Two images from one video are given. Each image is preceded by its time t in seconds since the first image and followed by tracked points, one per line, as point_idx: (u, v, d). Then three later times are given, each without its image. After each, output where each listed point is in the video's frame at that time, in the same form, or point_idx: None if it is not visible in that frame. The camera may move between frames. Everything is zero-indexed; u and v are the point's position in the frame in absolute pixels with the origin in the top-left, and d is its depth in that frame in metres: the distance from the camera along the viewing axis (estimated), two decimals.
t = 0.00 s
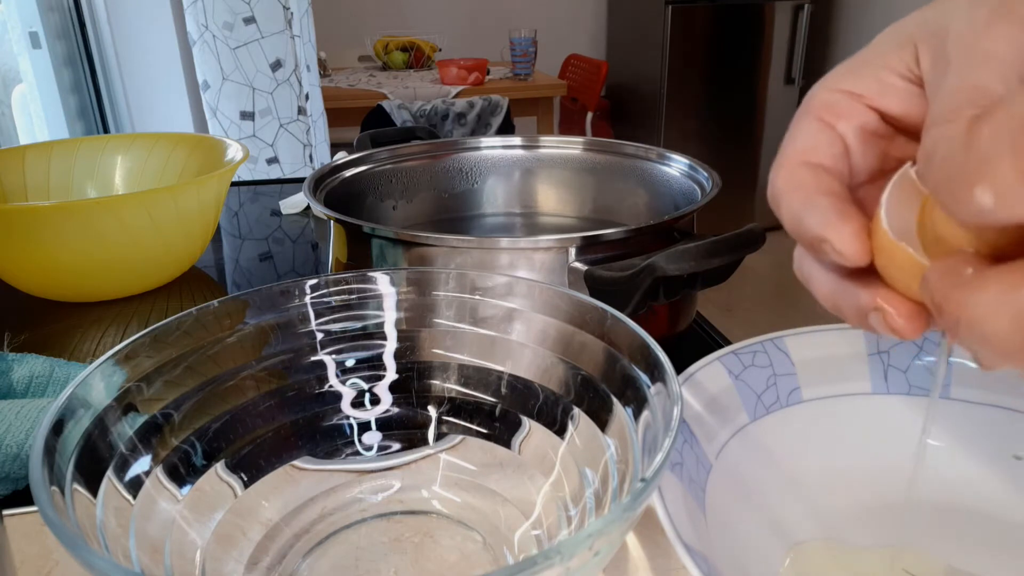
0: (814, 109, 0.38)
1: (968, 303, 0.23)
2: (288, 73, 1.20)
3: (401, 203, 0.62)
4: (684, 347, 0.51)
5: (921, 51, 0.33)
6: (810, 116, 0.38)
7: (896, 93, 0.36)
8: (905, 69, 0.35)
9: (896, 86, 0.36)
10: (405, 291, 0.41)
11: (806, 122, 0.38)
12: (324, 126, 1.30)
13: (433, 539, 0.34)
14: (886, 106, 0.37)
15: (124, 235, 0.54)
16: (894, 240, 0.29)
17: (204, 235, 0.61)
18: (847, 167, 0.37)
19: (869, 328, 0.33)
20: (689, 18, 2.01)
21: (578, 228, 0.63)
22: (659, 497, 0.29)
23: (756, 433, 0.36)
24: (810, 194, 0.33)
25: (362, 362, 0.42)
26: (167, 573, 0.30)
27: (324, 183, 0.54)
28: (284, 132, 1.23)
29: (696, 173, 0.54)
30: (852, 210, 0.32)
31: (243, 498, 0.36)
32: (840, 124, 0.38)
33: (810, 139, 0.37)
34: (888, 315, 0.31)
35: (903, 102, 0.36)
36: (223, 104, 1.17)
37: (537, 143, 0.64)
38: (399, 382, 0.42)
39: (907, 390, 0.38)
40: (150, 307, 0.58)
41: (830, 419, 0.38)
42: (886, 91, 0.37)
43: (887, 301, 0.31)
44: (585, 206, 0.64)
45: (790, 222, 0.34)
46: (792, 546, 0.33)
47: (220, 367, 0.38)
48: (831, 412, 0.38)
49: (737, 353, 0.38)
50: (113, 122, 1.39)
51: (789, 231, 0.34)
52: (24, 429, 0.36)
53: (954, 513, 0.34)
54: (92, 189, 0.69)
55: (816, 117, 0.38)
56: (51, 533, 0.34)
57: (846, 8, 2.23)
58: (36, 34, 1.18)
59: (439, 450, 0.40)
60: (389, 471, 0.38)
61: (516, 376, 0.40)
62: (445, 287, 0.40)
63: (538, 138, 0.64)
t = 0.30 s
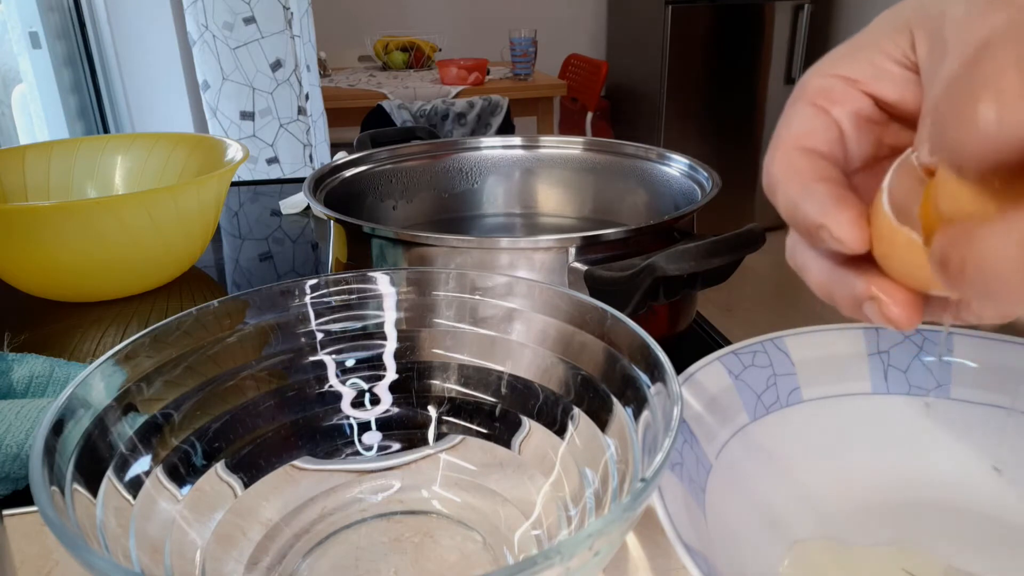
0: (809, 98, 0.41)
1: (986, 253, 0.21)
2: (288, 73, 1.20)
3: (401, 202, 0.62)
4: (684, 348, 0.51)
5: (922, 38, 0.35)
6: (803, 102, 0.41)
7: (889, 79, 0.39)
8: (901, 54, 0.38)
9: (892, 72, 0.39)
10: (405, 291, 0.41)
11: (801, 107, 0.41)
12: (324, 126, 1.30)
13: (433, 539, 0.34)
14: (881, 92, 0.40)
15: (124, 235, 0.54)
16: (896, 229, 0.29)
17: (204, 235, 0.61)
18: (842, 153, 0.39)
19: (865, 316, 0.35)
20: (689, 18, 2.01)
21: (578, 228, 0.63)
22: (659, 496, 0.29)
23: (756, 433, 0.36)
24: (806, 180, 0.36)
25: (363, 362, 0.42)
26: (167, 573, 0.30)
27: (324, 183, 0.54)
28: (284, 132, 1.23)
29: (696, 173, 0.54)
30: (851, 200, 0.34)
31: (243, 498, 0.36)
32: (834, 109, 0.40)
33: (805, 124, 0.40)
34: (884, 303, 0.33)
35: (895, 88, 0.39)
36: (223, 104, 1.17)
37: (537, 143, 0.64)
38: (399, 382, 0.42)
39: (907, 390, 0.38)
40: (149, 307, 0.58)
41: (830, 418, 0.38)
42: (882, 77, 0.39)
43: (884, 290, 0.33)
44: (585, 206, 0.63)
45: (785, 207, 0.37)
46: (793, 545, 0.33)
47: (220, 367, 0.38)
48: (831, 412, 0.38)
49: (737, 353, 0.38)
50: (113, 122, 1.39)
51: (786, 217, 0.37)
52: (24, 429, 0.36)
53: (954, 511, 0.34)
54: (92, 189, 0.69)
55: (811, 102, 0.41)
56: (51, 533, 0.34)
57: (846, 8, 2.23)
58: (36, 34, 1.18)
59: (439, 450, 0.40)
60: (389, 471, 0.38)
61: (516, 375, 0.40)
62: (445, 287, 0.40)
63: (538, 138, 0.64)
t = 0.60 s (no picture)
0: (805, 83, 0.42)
1: (986, 223, 0.21)
2: (288, 73, 1.20)
3: (401, 203, 0.62)
4: (684, 347, 0.51)
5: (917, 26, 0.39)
6: (799, 87, 0.42)
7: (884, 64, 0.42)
8: (893, 39, 0.41)
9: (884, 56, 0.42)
10: (405, 291, 0.41)
11: (796, 91, 0.42)
12: (324, 126, 1.30)
13: (433, 539, 0.34)
14: (874, 76, 0.42)
15: (124, 235, 0.54)
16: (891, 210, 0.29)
17: (204, 235, 0.61)
18: (838, 138, 0.40)
19: (863, 298, 0.36)
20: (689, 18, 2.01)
21: (578, 228, 0.63)
22: (659, 494, 0.29)
23: (755, 433, 0.36)
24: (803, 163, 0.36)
25: (363, 362, 0.42)
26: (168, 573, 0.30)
27: (324, 184, 0.54)
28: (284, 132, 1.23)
29: (696, 173, 0.54)
30: (846, 183, 0.34)
31: (242, 497, 0.36)
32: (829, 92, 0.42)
33: (801, 108, 0.41)
34: (882, 286, 0.33)
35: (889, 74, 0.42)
36: (223, 104, 1.17)
37: (537, 143, 0.64)
38: (399, 382, 0.42)
39: (908, 390, 0.38)
40: (149, 306, 0.58)
41: (831, 420, 0.38)
42: (874, 61, 0.42)
43: (881, 273, 0.33)
44: (585, 206, 0.63)
45: (784, 192, 0.37)
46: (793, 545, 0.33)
47: (220, 367, 0.38)
48: (832, 412, 0.38)
49: (737, 353, 0.38)
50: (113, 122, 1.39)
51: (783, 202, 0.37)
52: (24, 429, 0.36)
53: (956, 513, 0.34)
54: (92, 189, 0.69)
55: (805, 87, 0.42)
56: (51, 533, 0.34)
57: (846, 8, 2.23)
58: (36, 34, 1.18)
59: (439, 450, 0.40)
60: (389, 471, 0.38)
61: (516, 375, 0.40)
62: (445, 287, 0.40)
63: (538, 138, 0.64)
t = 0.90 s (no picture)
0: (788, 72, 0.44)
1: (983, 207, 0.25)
2: (288, 73, 1.20)
3: (401, 203, 0.62)
4: (683, 347, 0.51)
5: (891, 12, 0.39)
6: (784, 77, 0.44)
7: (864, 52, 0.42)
8: (872, 27, 0.41)
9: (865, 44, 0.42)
10: (405, 291, 0.41)
11: (780, 82, 0.44)
12: (324, 126, 1.31)
13: (433, 539, 0.34)
14: (854, 63, 0.43)
15: (124, 234, 0.54)
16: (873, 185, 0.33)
17: (204, 235, 0.61)
18: (821, 124, 0.42)
19: (841, 272, 0.38)
20: (689, 19, 2.01)
21: (578, 228, 0.63)
22: (659, 494, 0.29)
23: (755, 433, 0.36)
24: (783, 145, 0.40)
25: (364, 362, 0.42)
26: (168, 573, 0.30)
27: (324, 184, 0.54)
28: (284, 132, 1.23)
29: (696, 173, 0.54)
30: (820, 161, 0.38)
31: (241, 498, 0.36)
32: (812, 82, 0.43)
33: (785, 97, 0.43)
34: (860, 259, 0.36)
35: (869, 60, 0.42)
36: (223, 104, 1.17)
37: (537, 143, 0.64)
38: (400, 382, 0.42)
39: (908, 390, 0.38)
40: (150, 306, 0.58)
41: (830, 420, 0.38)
42: (853, 49, 0.43)
43: (858, 247, 0.36)
44: (585, 206, 0.63)
45: (766, 172, 0.41)
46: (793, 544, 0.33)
47: (220, 367, 0.38)
48: (832, 412, 0.38)
49: (737, 353, 0.38)
50: (113, 122, 1.39)
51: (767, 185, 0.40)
52: (24, 429, 0.36)
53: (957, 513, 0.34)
54: (92, 189, 0.69)
55: (789, 77, 0.44)
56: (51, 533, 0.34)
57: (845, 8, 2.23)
58: (36, 34, 1.18)
59: (439, 450, 0.40)
60: (389, 471, 0.38)
61: (516, 374, 0.40)
62: (444, 287, 0.40)
63: (538, 138, 0.64)
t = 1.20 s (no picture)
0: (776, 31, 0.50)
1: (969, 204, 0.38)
2: (288, 73, 1.20)
3: (401, 203, 0.62)
4: (684, 348, 0.51)
5: None
6: (774, 36, 0.50)
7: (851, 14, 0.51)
8: None
9: (851, 8, 0.51)
10: (405, 291, 0.41)
11: (772, 41, 0.50)
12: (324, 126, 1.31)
13: (433, 539, 0.34)
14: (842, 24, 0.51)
15: (124, 234, 0.54)
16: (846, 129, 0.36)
17: (204, 235, 0.60)
18: (806, 81, 0.46)
19: (818, 221, 0.42)
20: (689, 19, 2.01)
21: (578, 228, 0.63)
22: (660, 493, 0.29)
23: (755, 432, 0.36)
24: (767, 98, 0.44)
25: (365, 362, 0.42)
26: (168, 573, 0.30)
27: (324, 184, 0.54)
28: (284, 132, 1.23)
29: (696, 173, 0.54)
30: (800, 115, 0.41)
31: (241, 498, 0.36)
32: (799, 39, 0.50)
33: (774, 56, 0.48)
34: (836, 207, 0.40)
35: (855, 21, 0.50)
36: (223, 104, 1.17)
37: (537, 143, 0.64)
38: (400, 382, 0.42)
39: (907, 390, 0.38)
40: (150, 306, 0.58)
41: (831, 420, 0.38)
42: (841, 12, 0.51)
43: (835, 197, 0.40)
44: (585, 206, 0.63)
45: (750, 127, 0.44)
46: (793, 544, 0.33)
47: (220, 367, 0.38)
48: (832, 412, 0.38)
49: (737, 353, 0.38)
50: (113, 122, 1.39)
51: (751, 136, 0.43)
52: (24, 429, 0.36)
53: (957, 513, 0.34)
54: (92, 189, 0.69)
55: (779, 36, 0.50)
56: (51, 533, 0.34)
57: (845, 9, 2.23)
58: (36, 34, 1.18)
59: (439, 450, 0.40)
60: (389, 471, 0.38)
61: (516, 374, 0.40)
62: (444, 288, 0.40)
63: (538, 138, 0.64)
